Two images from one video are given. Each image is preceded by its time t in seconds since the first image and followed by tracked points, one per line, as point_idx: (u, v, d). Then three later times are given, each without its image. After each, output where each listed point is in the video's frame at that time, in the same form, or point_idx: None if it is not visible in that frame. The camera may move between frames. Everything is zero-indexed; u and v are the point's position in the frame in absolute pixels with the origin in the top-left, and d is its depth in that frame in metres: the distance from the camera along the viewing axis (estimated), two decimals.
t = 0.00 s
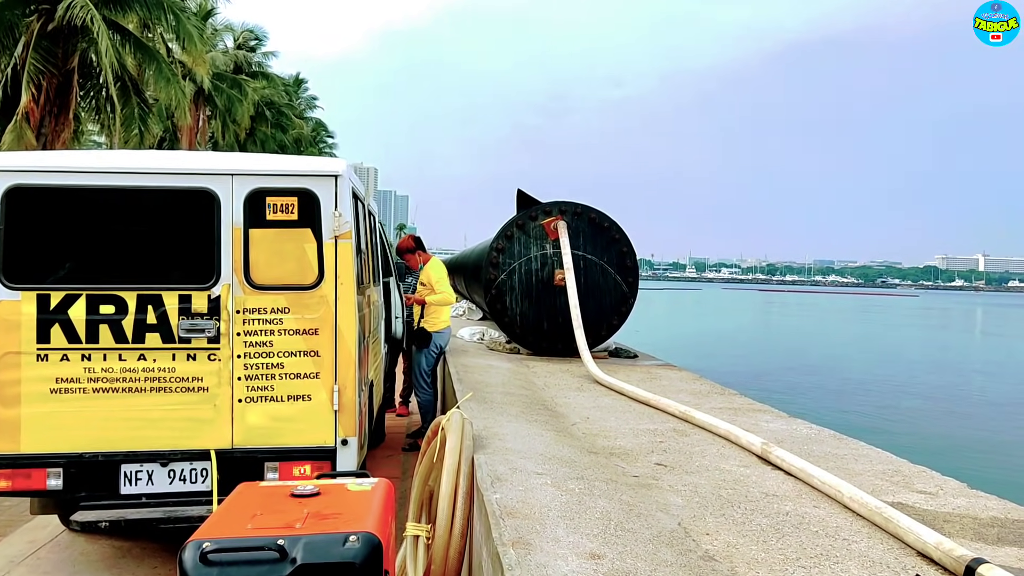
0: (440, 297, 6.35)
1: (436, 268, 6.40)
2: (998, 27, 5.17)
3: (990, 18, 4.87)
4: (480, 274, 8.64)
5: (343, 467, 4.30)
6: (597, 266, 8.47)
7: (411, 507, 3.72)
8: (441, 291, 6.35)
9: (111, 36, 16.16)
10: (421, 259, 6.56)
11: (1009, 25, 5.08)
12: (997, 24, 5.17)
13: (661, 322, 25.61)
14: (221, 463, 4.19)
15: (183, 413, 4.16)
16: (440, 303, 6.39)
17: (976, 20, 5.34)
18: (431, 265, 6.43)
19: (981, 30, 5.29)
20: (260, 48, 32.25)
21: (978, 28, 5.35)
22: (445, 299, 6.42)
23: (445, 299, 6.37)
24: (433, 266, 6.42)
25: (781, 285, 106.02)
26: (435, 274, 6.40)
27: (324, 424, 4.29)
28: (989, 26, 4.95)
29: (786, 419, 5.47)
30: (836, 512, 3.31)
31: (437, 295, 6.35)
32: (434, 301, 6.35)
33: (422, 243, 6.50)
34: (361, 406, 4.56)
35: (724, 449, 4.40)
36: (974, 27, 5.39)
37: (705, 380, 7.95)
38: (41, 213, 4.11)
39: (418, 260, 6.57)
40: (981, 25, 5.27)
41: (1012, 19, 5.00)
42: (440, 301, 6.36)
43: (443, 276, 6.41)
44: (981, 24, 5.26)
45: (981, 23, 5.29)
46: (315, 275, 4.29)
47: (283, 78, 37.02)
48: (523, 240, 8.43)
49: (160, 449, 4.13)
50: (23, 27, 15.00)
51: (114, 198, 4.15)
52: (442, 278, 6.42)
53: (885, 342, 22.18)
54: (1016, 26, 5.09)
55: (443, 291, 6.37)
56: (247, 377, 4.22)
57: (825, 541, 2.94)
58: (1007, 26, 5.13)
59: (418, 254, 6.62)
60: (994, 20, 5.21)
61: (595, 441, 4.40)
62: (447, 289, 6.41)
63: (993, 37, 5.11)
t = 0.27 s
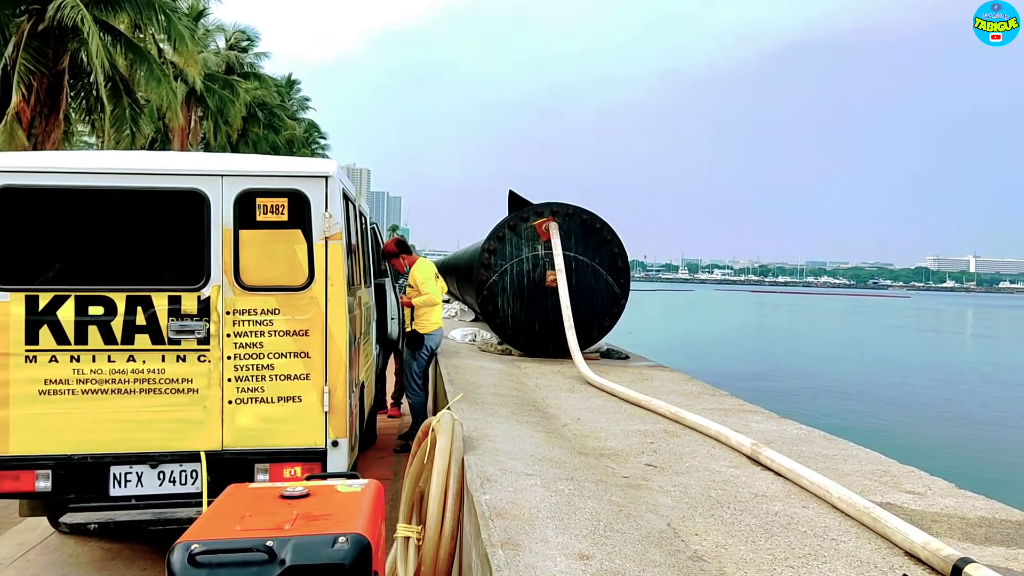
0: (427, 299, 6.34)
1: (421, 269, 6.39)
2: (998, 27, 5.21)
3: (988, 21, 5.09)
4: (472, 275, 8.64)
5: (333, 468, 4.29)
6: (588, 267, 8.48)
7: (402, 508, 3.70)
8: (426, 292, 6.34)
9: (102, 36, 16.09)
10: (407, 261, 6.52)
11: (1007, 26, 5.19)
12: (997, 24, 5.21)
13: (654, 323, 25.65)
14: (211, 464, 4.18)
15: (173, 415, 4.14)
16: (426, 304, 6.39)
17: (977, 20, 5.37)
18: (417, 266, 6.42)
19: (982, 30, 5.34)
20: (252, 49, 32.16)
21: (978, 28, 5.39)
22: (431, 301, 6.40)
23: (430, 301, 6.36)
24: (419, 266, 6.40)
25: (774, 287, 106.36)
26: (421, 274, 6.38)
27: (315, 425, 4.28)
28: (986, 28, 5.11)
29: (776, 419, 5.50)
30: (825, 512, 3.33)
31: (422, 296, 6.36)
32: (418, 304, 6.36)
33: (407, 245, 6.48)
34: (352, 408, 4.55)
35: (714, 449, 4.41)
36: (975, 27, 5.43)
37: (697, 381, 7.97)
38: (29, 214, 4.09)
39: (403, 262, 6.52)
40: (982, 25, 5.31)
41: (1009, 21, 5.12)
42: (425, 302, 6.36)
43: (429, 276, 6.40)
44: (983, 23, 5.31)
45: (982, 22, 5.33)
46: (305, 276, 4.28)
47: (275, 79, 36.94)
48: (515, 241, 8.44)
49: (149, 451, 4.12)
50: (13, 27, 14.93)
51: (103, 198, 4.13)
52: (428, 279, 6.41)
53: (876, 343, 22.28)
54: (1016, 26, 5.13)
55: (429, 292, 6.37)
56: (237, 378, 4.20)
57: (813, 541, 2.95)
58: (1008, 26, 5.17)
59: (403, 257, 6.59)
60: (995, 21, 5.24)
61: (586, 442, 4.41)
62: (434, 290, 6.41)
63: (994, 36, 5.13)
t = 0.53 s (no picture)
0: (417, 299, 6.33)
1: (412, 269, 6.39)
2: (998, 27, 5.24)
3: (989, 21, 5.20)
4: (466, 276, 8.65)
5: (327, 468, 4.29)
6: (582, 268, 8.49)
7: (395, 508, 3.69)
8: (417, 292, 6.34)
9: (95, 36, 16.03)
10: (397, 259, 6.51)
11: (1007, 26, 5.24)
12: (997, 24, 5.25)
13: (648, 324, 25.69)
14: (203, 465, 4.17)
15: (165, 415, 4.13)
16: (416, 304, 6.36)
17: (977, 20, 5.42)
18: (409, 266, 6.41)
19: (983, 30, 5.38)
20: (246, 49, 32.08)
21: (978, 28, 5.43)
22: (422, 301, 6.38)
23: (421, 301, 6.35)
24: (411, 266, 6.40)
25: (767, 289, 106.60)
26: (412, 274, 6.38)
27: (308, 425, 4.28)
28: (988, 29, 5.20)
29: (769, 419, 5.51)
30: (816, 511, 3.34)
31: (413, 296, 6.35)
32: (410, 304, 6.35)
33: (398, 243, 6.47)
34: (345, 408, 4.55)
35: (707, 449, 4.42)
36: (975, 28, 5.47)
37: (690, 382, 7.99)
38: (20, 213, 4.07)
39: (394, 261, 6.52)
40: (982, 25, 5.35)
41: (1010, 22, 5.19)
42: (416, 302, 6.35)
43: (419, 276, 6.38)
44: (983, 23, 5.35)
45: (982, 23, 5.37)
46: (299, 276, 4.28)
47: (269, 80, 36.86)
48: (509, 242, 8.44)
49: (141, 451, 4.11)
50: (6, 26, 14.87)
51: (96, 197, 4.12)
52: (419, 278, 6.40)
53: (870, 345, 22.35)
54: (1016, 26, 5.17)
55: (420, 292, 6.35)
56: (230, 378, 4.19)
57: (804, 539, 2.96)
58: (1008, 26, 5.21)
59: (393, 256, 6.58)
60: (995, 21, 5.28)
61: (579, 442, 4.42)
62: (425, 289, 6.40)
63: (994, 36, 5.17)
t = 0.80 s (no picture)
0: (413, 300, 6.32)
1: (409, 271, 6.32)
2: (998, 28, 5.25)
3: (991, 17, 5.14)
4: (464, 277, 8.65)
5: (323, 470, 4.29)
6: (580, 269, 8.49)
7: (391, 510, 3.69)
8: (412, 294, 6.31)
9: (91, 37, 15.99)
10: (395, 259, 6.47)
11: (1007, 25, 5.24)
12: (997, 24, 5.25)
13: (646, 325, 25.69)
14: (198, 467, 4.16)
15: (160, 417, 4.12)
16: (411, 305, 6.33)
17: (977, 20, 5.42)
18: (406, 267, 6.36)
19: (983, 30, 5.38)
20: (243, 50, 32.04)
21: (978, 27, 5.43)
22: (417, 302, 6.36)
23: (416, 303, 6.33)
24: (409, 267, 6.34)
25: (765, 290, 106.60)
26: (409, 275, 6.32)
27: (304, 427, 4.27)
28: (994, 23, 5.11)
29: (765, 420, 5.51)
30: (811, 512, 3.34)
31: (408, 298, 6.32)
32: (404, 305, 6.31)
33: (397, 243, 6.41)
34: (342, 409, 4.55)
35: (703, 450, 4.43)
36: (974, 28, 5.48)
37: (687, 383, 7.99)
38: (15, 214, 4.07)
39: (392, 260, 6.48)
40: (981, 25, 5.35)
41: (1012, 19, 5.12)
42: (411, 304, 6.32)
43: (418, 277, 6.33)
44: (983, 23, 5.36)
45: (981, 23, 5.37)
46: (295, 277, 4.28)
47: (266, 81, 36.83)
48: (506, 243, 8.44)
49: (137, 453, 4.10)
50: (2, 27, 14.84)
51: (91, 199, 4.11)
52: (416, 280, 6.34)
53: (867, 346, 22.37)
54: (1016, 26, 5.17)
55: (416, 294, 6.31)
56: (226, 379, 4.19)
57: (799, 539, 2.97)
58: (1007, 26, 5.21)
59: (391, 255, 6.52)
60: (994, 21, 5.28)
61: (575, 443, 4.42)
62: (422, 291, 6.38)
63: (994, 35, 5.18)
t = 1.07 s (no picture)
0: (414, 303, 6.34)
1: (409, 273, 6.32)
2: (998, 27, 5.26)
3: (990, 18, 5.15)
4: (464, 279, 8.66)
5: (324, 471, 4.29)
6: (580, 270, 8.50)
7: (392, 511, 3.69)
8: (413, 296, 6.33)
9: (92, 40, 16.00)
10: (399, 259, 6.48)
11: (1006, 26, 5.25)
12: (997, 24, 5.26)
13: (646, 327, 25.70)
14: (200, 468, 4.16)
15: (162, 418, 4.13)
16: (411, 308, 6.35)
17: (977, 20, 5.43)
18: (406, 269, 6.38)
19: (983, 30, 5.39)
20: (244, 52, 32.07)
21: (977, 28, 5.44)
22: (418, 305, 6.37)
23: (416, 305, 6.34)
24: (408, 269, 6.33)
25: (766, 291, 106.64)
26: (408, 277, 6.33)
27: (305, 428, 4.27)
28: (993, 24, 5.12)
29: (766, 421, 5.52)
30: (813, 513, 3.34)
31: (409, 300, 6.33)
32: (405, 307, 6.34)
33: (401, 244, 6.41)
34: (343, 410, 4.55)
35: (704, 451, 4.43)
36: (974, 28, 5.48)
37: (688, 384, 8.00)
38: (17, 216, 4.07)
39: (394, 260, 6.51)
40: (981, 25, 5.36)
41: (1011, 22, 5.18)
42: (412, 307, 6.34)
43: (417, 280, 6.35)
44: (983, 23, 5.36)
45: (981, 23, 5.38)
46: (296, 279, 4.28)
47: (267, 83, 36.86)
48: (507, 244, 8.45)
49: (138, 454, 4.10)
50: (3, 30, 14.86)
51: (92, 201, 4.12)
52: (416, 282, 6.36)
53: (868, 347, 22.38)
54: (1016, 26, 5.18)
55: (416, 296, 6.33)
56: (227, 381, 4.19)
57: (801, 541, 2.97)
58: (1007, 26, 5.22)
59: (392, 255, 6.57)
60: (994, 21, 5.29)
61: (576, 444, 4.42)
62: (422, 293, 6.40)
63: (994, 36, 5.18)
